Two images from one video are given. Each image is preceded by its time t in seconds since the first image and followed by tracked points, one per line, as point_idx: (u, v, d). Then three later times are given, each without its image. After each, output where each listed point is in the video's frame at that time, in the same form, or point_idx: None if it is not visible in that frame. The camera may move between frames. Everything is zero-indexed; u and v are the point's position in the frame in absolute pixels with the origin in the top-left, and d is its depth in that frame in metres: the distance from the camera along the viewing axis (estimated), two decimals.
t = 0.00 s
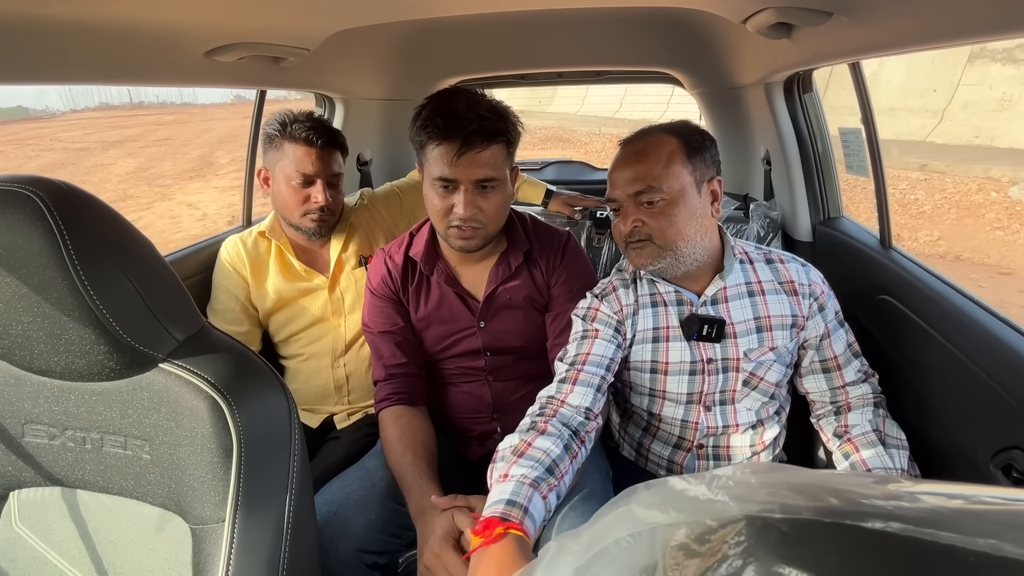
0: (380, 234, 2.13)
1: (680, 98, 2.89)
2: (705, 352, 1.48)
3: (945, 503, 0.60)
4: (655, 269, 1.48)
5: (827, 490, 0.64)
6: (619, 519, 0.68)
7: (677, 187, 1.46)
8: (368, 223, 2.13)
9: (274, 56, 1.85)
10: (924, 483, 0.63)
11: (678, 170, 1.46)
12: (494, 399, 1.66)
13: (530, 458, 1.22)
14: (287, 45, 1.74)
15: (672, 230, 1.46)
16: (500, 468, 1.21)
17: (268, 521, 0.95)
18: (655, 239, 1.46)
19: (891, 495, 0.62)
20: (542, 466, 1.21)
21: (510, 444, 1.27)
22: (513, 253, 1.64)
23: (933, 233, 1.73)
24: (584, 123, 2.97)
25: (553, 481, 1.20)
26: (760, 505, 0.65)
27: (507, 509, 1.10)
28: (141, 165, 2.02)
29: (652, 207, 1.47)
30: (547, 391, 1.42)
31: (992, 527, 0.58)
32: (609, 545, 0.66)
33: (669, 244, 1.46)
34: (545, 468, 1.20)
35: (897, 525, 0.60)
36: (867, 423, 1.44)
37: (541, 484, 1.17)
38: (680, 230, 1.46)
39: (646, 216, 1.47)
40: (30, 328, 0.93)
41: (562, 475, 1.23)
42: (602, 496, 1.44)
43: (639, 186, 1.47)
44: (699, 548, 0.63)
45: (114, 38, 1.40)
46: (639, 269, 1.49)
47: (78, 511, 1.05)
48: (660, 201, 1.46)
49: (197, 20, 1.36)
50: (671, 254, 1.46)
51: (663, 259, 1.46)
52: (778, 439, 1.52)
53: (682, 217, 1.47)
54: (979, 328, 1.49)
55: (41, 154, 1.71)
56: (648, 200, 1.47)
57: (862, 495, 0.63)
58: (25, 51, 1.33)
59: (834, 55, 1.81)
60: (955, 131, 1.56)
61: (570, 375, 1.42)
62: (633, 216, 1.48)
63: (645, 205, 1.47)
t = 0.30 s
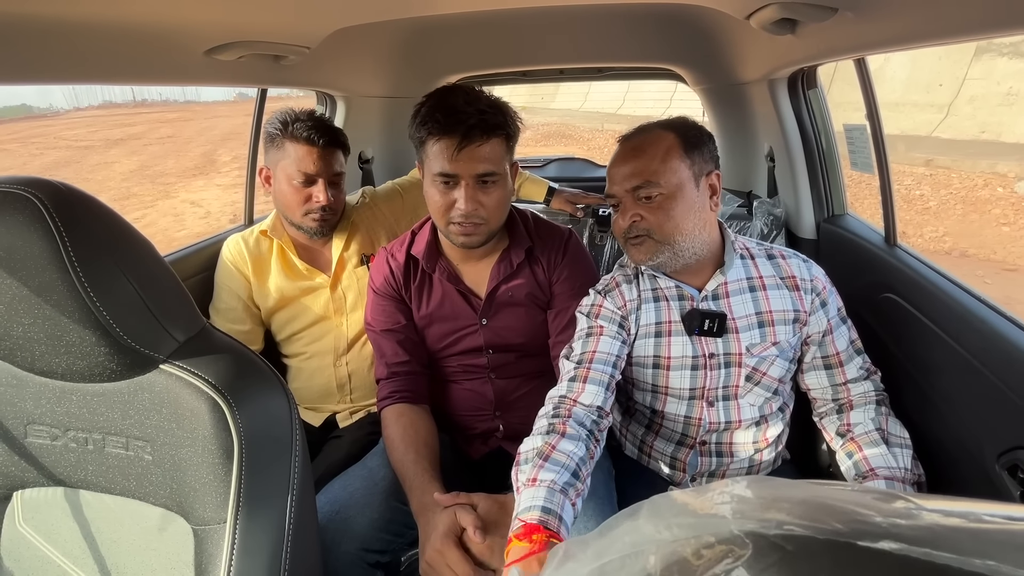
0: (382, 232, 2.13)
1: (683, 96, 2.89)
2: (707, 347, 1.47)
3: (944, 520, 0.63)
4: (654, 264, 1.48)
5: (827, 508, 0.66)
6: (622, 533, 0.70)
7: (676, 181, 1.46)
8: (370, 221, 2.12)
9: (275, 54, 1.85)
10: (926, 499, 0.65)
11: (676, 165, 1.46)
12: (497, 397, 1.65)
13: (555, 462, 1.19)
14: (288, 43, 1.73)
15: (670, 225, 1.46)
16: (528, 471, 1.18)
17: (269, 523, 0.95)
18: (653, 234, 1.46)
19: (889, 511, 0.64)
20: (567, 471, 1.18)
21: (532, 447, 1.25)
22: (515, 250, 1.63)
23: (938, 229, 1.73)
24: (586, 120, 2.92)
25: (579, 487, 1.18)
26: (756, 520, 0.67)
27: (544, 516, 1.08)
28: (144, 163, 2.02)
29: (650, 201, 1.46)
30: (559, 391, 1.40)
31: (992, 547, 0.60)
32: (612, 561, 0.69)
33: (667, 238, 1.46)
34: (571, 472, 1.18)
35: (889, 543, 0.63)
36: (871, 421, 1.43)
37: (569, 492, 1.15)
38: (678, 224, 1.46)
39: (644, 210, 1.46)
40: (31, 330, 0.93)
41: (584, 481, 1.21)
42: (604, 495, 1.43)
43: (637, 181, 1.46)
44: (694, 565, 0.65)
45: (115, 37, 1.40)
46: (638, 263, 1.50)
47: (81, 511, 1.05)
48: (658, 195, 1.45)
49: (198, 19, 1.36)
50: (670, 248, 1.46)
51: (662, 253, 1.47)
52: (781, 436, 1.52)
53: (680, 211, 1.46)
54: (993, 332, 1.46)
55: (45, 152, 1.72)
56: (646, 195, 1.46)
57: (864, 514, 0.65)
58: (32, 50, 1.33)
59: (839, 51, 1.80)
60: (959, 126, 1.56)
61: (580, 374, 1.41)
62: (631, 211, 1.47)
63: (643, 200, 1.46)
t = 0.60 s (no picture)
0: (383, 231, 2.12)
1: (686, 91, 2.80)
2: (716, 344, 1.46)
3: (983, 542, 0.62)
4: (672, 261, 1.46)
5: (857, 529, 0.67)
6: (627, 542, 0.70)
7: (699, 176, 1.45)
8: (371, 220, 2.11)
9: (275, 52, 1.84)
10: (953, 519, 0.65)
11: (700, 160, 1.45)
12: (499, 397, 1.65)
13: (526, 410, 1.18)
14: (288, 41, 1.72)
15: (692, 220, 1.45)
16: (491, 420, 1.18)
17: (271, 525, 0.94)
18: (675, 229, 1.45)
19: (920, 531, 0.64)
20: (537, 417, 1.16)
21: (508, 396, 1.23)
22: (516, 250, 1.62)
23: (943, 226, 1.71)
24: (588, 117, 2.94)
25: (549, 434, 1.16)
26: (776, 535, 0.68)
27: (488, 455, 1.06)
28: (146, 162, 2.01)
29: (673, 196, 1.45)
30: (563, 351, 1.38)
31: None
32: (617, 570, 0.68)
33: (689, 233, 1.45)
34: (542, 419, 1.16)
35: (928, 565, 0.64)
36: (886, 421, 1.41)
37: (529, 437, 1.12)
38: (701, 219, 1.45)
39: (666, 205, 1.45)
40: (28, 331, 0.92)
41: (562, 430, 1.19)
42: (609, 493, 1.41)
43: (660, 175, 1.45)
44: None
45: (115, 36, 1.39)
46: (656, 259, 1.48)
47: (81, 513, 1.05)
48: (682, 190, 1.45)
49: (199, 16, 1.35)
50: (691, 243, 1.45)
51: (681, 249, 1.45)
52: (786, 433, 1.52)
53: (702, 206, 1.46)
54: (1010, 335, 1.41)
55: (48, 150, 1.72)
56: (669, 189, 1.45)
57: (896, 534, 0.66)
58: (33, 49, 1.33)
59: (844, 47, 1.78)
60: (964, 122, 1.54)
61: (589, 339, 1.39)
62: (653, 205, 1.46)
63: (665, 194, 1.45)
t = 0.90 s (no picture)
0: (385, 230, 2.12)
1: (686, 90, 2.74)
2: (730, 335, 1.49)
3: (977, 543, 0.62)
4: (699, 250, 1.49)
5: (854, 530, 0.66)
6: (622, 540, 0.70)
7: (739, 171, 1.46)
8: (373, 219, 2.12)
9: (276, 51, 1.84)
10: (955, 521, 0.64)
11: (743, 155, 1.47)
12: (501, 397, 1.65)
13: (561, 354, 1.17)
14: (289, 39, 1.72)
15: (726, 215, 1.46)
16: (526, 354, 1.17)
17: (274, 523, 0.95)
18: (707, 221, 1.47)
19: (916, 531, 0.64)
20: (570, 366, 1.15)
21: (547, 336, 1.22)
22: (519, 249, 1.62)
23: (946, 224, 1.72)
24: (589, 114, 2.92)
25: (577, 385, 1.15)
26: (773, 535, 0.68)
27: (522, 390, 1.04)
28: (148, 161, 2.01)
29: (711, 188, 1.47)
30: (601, 305, 1.37)
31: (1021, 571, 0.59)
32: (612, 570, 0.69)
33: (720, 227, 1.46)
34: (574, 369, 1.16)
35: (924, 566, 0.63)
36: (898, 429, 1.43)
37: (560, 385, 1.11)
38: (735, 215, 1.47)
39: (702, 197, 1.47)
40: (32, 330, 0.93)
41: (589, 383, 1.18)
42: (610, 493, 1.41)
43: (701, 166, 1.47)
44: None
45: (115, 36, 1.40)
46: (684, 247, 1.50)
47: (85, 511, 1.06)
48: (721, 185, 1.46)
49: (200, 15, 1.35)
50: (720, 237, 1.46)
51: (709, 241, 1.47)
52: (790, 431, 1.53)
53: (737, 203, 1.48)
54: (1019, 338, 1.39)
55: (51, 150, 1.73)
56: (708, 180, 1.47)
57: (892, 534, 0.65)
58: (34, 49, 1.33)
59: (847, 44, 1.78)
60: (968, 120, 1.54)
61: (625, 299, 1.40)
62: (690, 195, 1.48)
63: (704, 186, 1.47)
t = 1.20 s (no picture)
0: (387, 228, 2.12)
1: (688, 89, 2.77)
2: (737, 318, 1.55)
3: (958, 525, 0.63)
4: (716, 243, 1.57)
5: (841, 513, 0.67)
6: (619, 527, 0.74)
7: (762, 175, 1.53)
8: (374, 217, 2.12)
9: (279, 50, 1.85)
10: (947, 508, 0.64)
11: (769, 161, 1.54)
12: (501, 394, 1.66)
13: (609, 330, 1.26)
14: (291, 38, 1.73)
15: (744, 215, 1.54)
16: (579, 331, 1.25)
17: (276, 517, 0.95)
18: (726, 218, 1.55)
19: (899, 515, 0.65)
20: (617, 342, 1.24)
21: (592, 316, 1.31)
22: (519, 246, 1.63)
23: (949, 222, 1.72)
24: (590, 112, 2.95)
25: (625, 357, 1.24)
26: (761, 518, 0.69)
27: (585, 361, 1.13)
28: (150, 160, 2.03)
29: (734, 189, 1.54)
30: (631, 286, 1.47)
31: (1003, 553, 0.60)
32: (609, 557, 0.72)
33: (737, 225, 1.54)
34: (621, 344, 1.25)
35: (904, 547, 0.63)
36: (891, 424, 1.43)
37: (612, 357, 1.20)
38: (754, 216, 1.54)
39: (726, 195, 1.55)
40: (37, 327, 0.94)
41: (632, 355, 1.27)
42: (610, 489, 1.42)
43: (729, 168, 1.54)
44: (697, 563, 0.69)
45: (115, 35, 1.40)
46: (702, 238, 1.59)
47: (91, 505, 1.06)
48: (743, 186, 1.53)
49: (201, 14, 1.36)
50: (735, 234, 1.54)
51: (725, 237, 1.55)
52: (790, 412, 1.55)
53: (757, 204, 1.54)
54: (1019, 335, 1.40)
55: (54, 148, 1.75)
56: (734, 181, 1.54)
57: (879, 518, 0.65)
58: (36, 49, 1.34)
59: (848, 42, 1.78)
60: (970, 118, 1.54)
61: (651, 281, 1.50)
62: (714, 192, 1.56)
63: (727, 186, 1.54)
